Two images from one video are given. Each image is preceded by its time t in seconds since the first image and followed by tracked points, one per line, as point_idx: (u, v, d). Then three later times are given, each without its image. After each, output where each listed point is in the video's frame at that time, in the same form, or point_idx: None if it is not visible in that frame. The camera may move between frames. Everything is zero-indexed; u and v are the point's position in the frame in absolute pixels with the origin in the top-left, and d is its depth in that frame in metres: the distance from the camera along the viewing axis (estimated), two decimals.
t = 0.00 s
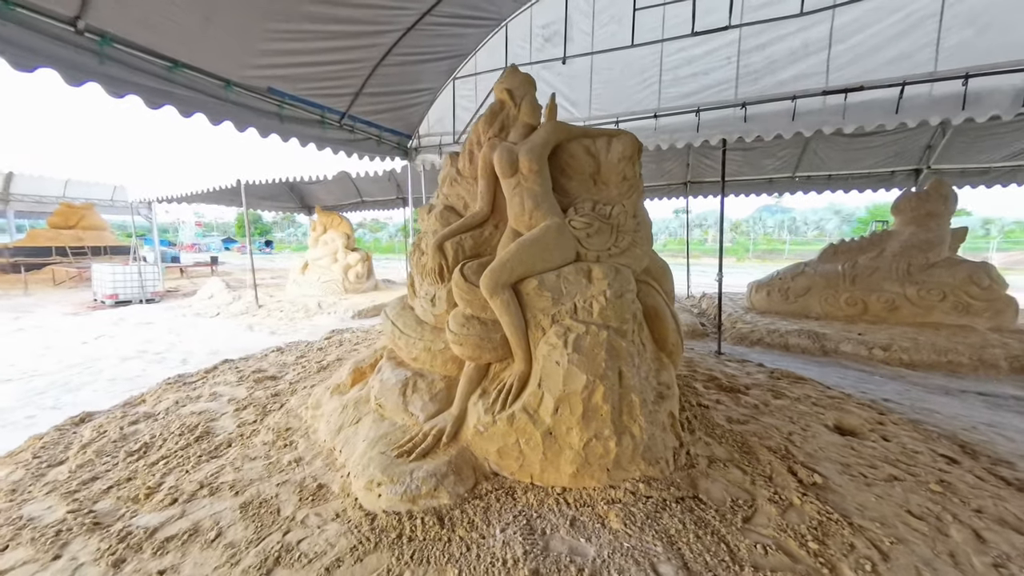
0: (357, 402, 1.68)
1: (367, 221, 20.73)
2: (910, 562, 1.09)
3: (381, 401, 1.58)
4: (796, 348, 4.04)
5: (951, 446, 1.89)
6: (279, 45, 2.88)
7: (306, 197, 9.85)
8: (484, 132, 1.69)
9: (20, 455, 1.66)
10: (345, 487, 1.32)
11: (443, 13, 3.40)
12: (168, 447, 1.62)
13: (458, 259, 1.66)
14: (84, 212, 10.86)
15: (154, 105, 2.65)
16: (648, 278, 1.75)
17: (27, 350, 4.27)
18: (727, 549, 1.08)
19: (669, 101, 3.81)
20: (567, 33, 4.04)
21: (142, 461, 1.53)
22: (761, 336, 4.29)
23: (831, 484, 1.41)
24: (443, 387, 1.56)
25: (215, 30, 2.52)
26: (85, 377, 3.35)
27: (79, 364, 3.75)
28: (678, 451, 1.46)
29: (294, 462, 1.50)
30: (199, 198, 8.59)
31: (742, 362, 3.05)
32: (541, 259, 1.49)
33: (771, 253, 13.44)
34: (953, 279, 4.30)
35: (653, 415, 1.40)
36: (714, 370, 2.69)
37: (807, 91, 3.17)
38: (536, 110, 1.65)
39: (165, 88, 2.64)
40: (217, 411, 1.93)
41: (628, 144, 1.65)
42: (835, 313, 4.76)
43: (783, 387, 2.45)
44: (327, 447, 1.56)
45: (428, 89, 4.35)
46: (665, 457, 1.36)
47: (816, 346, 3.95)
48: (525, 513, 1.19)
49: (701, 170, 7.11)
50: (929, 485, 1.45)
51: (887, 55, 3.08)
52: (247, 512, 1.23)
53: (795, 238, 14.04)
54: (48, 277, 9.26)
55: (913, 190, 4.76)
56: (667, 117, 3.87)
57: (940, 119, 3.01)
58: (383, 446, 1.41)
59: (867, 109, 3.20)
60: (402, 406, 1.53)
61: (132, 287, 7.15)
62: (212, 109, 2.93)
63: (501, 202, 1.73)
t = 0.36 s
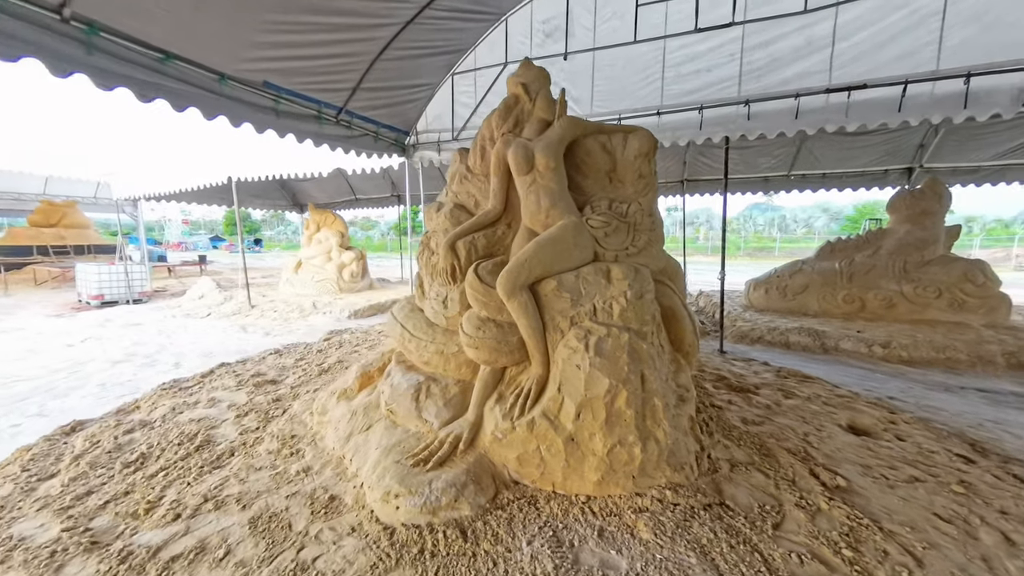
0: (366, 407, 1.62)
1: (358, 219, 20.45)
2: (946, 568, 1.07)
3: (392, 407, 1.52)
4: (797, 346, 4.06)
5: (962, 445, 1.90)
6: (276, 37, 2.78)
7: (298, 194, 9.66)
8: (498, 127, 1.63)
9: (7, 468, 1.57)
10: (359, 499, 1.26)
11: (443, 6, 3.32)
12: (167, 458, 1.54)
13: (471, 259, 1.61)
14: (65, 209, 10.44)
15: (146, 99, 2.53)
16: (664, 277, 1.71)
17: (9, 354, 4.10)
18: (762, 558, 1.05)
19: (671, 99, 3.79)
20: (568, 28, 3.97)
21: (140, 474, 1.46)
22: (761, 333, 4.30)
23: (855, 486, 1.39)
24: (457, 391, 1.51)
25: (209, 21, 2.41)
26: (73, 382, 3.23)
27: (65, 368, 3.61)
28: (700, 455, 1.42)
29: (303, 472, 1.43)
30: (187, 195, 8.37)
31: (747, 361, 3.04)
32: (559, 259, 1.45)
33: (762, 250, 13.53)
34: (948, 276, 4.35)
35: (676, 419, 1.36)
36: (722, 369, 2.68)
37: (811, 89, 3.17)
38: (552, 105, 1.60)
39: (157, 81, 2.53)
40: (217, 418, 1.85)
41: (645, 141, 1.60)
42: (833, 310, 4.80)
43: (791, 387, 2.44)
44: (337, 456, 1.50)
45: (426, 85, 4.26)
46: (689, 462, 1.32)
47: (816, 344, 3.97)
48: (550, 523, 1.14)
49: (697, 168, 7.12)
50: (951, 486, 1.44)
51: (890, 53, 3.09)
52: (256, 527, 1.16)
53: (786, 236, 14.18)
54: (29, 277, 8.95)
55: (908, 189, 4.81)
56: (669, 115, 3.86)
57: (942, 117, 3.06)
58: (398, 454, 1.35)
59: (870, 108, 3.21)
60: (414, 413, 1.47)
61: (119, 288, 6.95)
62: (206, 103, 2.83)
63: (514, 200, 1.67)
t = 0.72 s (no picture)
0: (373, 415, 1.53)
1: (349, 217, 20.15)
2: None
3: (401, 414, 1.43)
4: (798, 344, 4.05)
5: (980, 445, 1.87)
6: (269, 26, 2.66)
7: (288, 191, 9.43)
8: (512, 118, 1.55)
9: None
10: (371, 516, 1.18)
11: None
12: (159, 471, 1.44)
13: (483, 258, 1.53)
14: (47, 206, 9.99)
15: (130, 89, 2.40)
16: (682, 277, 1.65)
17: None
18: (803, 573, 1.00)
19: (675, 94, 3.74)
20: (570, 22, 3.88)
21: (129, 490, 1.35)
22: (762, 332, 4.29)
23: (884, 492, 1.35)
24: (470, 398, 1.43)
25: (199, 8, 2.28)
26: (55, 388, 3.07)
27: (46, 372, 3.44)
28: (726, 462, 1.37)
29: (308, 486, 1.34)
30: (174, 192, 8.12)
31: (754, 360, 3.00)
32: (578, 258, 1.38)
33: (753, 247, 13.62)
34: (945, 274, 4.38)
35: (702, 425, 1.30)
36: (731, 369, 2.63)
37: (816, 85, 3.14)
38: (569, 96, 1.52)
39: (142, 70, 2.39)
40: (211, 427, 1.75)
41: (664, 134, 1.54)
42: (832, 308, 4.81)
43: (802, 386, 2.41)
44: (343, 467, 1.41)
45: (423, 79, 4.15)
46: (717, 470, 1.26)
47: (818, 342, 3.97)
48: (578, 539, 1.08)
49: (694, 165, 7.10)
50: (980, 490, 1.41)
51: (895, 49, 3.06)
52: (260, 549, 1.08)
53: (778, 233, 14.28)
54: (7, 277, 8.63)
55: (905, 186, 4.82)
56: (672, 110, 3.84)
57: (947, 114, 3.08)
58: (411, 465, 1.27)
59: (875, 103, 3.24)
60: (426, 421, 1.39)
61: (103, 288, 6.72)
62: (195, 94, 2.70)
63: (527, 195, 1.59)
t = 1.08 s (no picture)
0: (382, 423, 1.49)
1: (340, 216, 19.91)
2: None
3: (413, 424, 1.40)
4: (796, 342, 4.09)
5: (984, 444, 1.89)
6: (264, 22, 2.58)
7: (279, 189, 9.27)
8: (524, 119, 1.53)
9: None
10: (387, 530, 1.15)
11: None
12: (160, 486, 1.39)
13: (495, 262, 1.50)
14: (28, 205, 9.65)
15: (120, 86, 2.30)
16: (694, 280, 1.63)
17: None
18: None
19: (675, 95, 3.73)
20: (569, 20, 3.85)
21: (129, 505, 1.30)
22: (760, 331, 4.33)
23: (898, 495, 1.35)
24: (483, 405, 1.40)
25: (192, 3, 2.20)
26: (43, 395, 2.98)
27: (32, 378, 3.33)
28: (742, 467, 1.35)
29: (318, 498, 1.30)
30: (161, 191, 7.93)
31: (756, 360, 3.02)
32: (593, 262, 1.35)
33: (745, 245, 13.75)
34: (937, 273, 4.45)
35: (720, 431, 1.29)
36: (735, 370, 2.63)
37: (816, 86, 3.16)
38: (581, 97, 1.50)
39: (132, 66, 2.30)
40: (213, 437, 1.69)
41: (677, 136, 1.52)
42: (827, 306, 4.87)
43: (806, 387, 2.42)
44: (353, 478, 1.38)
45: (420, 77, 4.09)
46: (736, 477, 1.25)
47: (815, 341, 4.01)
48: (601, 553, 1.07)
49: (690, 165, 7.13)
50: (990, 491, 1.42)
51: (893, 50, 3.08)
52: (272, 568, 1.04)
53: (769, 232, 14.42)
54: None
55: (898, 187, 4.89)
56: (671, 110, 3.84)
57: (943, 116, 3.14)
58: (425, 476, 1.24)
59: (872, 105, 3.28)
60: (439, 431, 1.35)
61: (89, 289, 6.54)
62: (187, 91, 2.61)
63: (538, 198, 1.56)
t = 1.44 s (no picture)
0: (395, 425, 1.49)
1: (332, 214, 19.69)
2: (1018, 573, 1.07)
3: (428, 425, 1.40)
4: (791, 340, 4.17)
5: (979, 438, 1.95)
6: (263, 18, 2.54)
7: (271, 188, 9.13)
8: (537, 121, 1.53)
9: None
10: (408, 532, 1.16)
11: None
12: (171, 491, 1.37)
13: (508, 263, 1.50)
14: (8, 203, 9.32)
15: (114, 83, 2.24)
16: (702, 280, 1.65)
17: None
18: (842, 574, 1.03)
19: (674, 95, 3.76)
20: (568, 19, 3.86)
21: (142, 511, 1.29)
22: (756, 329, 4.41)
23: (903, 489, 1.39)
24: (498, 406, 1.40)
25: None
26: (36, 398, 2.91)
27: (23, 382, 3.25)
28: (753, 464, 1.38)
29: (335, 501, 1.30)
30: (150, 189, 7.76)
31: (755, 357, 3.07)
32: (606, 264, 1.37)
33: (737, 243, 13.91)
34: (926, 271, 4.56)
35: (732, 430, 1.31)
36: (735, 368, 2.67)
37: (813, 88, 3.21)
38: (592, 100, 1.52)
39: (128, 63, 2.25)
40: (222, 440, 1.68)
41: (686, 138, 1.53)
42: (820, 304, 4.96)
43: (805, 384, 2.46)
44: (369, 480, 1.38)
45: (419, 75, 4.06)
46: (748, 473, 1.28)
47: (809, 338, 4.09)
48: (623, 551, 1.09)
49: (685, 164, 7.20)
50: (989, 484, 1.47)
51: (887, 53, 3.14)
52: (296, 571, 1.05)
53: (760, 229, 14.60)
54: None
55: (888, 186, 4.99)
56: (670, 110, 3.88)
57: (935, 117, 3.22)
58: (444, 478, 1.24)
59: (866, 107, 3.35)
60: (455, 433, 1.35)
61: (76, 290, 6.39)
62: (184, 89, 2.56)
63: (549, 199, 1.57)
